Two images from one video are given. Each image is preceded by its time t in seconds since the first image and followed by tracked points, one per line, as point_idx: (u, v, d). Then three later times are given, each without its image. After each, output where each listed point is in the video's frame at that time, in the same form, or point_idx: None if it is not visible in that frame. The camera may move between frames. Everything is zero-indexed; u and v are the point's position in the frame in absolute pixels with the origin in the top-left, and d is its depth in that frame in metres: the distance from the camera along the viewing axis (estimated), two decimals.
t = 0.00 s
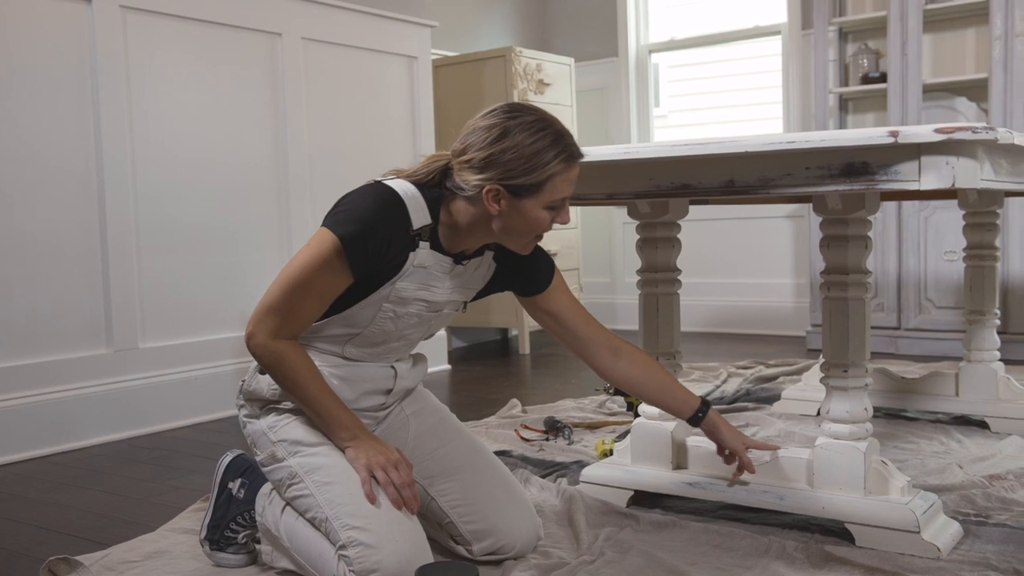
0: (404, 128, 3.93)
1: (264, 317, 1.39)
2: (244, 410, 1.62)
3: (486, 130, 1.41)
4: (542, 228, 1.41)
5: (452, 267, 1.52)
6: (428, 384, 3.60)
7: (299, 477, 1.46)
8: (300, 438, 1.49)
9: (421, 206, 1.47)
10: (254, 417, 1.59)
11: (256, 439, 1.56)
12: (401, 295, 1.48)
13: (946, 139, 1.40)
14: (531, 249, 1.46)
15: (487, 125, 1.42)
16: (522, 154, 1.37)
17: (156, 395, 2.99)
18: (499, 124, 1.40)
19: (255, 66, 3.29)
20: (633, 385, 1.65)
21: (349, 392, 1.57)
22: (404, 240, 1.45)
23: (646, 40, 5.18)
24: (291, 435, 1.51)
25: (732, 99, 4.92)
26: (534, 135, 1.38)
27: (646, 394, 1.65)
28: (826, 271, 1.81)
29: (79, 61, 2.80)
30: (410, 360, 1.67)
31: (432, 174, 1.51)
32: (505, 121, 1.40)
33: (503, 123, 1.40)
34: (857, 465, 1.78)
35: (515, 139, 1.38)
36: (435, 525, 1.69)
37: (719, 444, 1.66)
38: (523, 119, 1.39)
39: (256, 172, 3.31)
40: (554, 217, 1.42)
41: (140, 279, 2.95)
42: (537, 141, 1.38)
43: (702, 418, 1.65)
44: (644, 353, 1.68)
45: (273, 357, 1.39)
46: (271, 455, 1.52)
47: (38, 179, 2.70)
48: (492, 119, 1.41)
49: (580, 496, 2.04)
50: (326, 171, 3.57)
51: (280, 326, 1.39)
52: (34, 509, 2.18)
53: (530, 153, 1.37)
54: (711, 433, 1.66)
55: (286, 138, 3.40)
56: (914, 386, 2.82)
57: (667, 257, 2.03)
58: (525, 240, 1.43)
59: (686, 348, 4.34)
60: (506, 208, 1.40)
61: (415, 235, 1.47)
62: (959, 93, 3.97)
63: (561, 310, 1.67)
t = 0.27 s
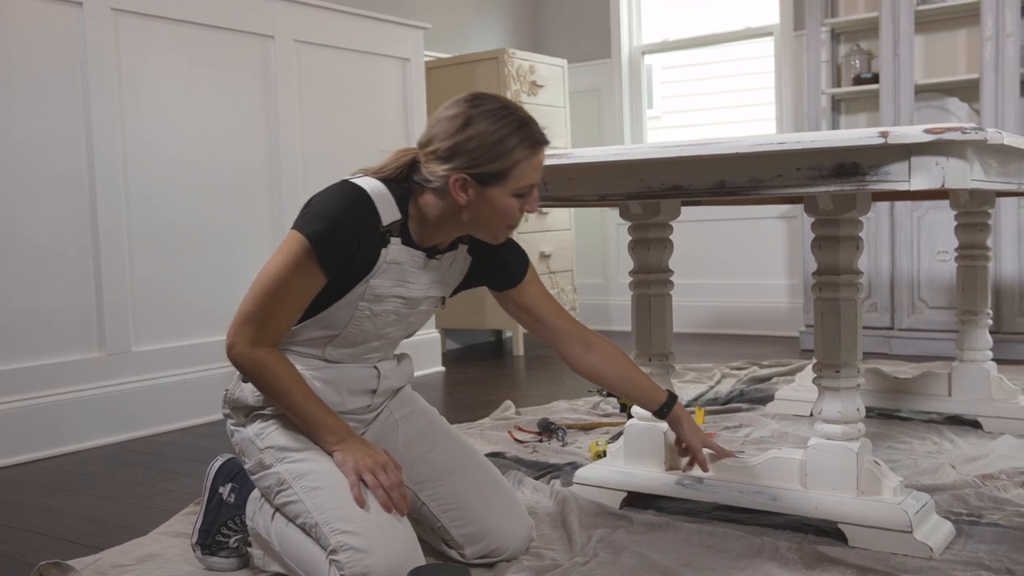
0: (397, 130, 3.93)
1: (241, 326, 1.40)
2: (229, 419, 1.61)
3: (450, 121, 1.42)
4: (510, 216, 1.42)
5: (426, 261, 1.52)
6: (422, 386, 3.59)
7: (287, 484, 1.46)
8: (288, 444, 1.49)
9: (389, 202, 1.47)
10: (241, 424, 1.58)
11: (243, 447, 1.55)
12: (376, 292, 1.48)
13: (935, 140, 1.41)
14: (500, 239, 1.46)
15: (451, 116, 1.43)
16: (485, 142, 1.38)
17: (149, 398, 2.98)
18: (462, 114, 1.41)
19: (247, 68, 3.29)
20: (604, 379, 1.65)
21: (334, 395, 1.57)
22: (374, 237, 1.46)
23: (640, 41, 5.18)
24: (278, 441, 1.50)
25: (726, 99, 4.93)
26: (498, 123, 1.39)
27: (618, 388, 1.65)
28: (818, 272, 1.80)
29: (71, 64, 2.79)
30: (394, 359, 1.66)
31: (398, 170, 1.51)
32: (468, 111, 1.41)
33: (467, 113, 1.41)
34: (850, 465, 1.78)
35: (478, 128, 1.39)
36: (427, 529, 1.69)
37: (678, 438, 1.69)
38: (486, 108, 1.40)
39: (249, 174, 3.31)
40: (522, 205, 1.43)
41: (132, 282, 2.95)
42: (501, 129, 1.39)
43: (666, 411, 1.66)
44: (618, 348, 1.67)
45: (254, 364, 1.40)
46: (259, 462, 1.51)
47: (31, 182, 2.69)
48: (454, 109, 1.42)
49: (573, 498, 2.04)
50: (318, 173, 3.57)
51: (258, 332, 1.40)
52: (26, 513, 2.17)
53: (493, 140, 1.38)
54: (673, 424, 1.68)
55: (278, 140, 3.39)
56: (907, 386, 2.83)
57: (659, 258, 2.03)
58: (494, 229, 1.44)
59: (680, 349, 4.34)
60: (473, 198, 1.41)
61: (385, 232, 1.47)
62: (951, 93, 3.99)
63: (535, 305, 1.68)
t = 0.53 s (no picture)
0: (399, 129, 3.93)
1: (228, 330, 1.42)
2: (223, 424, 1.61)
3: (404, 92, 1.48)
4: (455, 179, 1.41)
5: (402, 248, 1.54)
6: (423, 385, 3.59)
7: (283, 486, 1.46)
8: (281, 446, 1.49)
9: (358, 191, 1.49)
10: (234, 428, 1.58)
11: (238, 450, 1.55)
12: (355, 281, 1.50)
13: (935, 138, 1.40)
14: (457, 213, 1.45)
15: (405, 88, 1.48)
16: (425, 103, 1.42)
17: (151, 398, 2.98)
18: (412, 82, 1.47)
19: (247, 68, 3.29)
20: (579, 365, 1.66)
21: (324, 393, 1.57)
22: (346, 225, 1.47)
23: (641, 40, 5.17)
24: (272, 443, 1.50)
25: (727, 98, 4.92)
26: (441, 86, 1.43)
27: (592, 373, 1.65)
28: (818, 270, 1.80)
29: (71, 65, 2.79)
30: (384, 355, 1.66)
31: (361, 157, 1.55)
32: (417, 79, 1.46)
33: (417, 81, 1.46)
34: (851, 464, 1.78)
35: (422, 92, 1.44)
36: (427, 530, 1.69)
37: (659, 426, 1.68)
38: (434, 75, 1.45)
39: (249, 174, 3.31)
40: (471, 169, 1.42)
41: (133, 282, 2.95)
42: (443, 91, 1.42)
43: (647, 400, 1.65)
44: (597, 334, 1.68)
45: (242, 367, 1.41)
46: (254, 465, 1.51)
47: (32, 182, 2.69)
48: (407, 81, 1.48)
49: (573, 497, 2.04)
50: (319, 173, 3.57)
51: (243, 334, 1.41)
52: (27, 513, 2.18)
53: (433, 100, 1.42)
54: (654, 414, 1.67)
55: (279, 140, 3.40)
56: (909, 385, 2.82)
57: (660, 256, 2.03)
58: (446, 197, 1.43)
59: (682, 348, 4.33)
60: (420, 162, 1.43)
61: (357, 220, 1.48)
62: (952, 92, 3.98)
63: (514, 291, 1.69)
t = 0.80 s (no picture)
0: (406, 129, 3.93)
1: (226, 331, 1.41)
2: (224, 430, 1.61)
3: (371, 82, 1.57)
4: (403, 150, 1.44)
5: (391, 241, 1.55)
6: (430, 386, 3.59)
7: (284, 490, 1.46)
8: (282, 449, 1.49)
9: (345, 183, 1.50)
10: (234, 433, 1.58)
11: (239, 456, 1.55)
12: (345, 274, 1.50)
13: (941, 137, 1.40)
14: (416, 187, 1.45)
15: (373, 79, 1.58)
16: (378, 84, 1.50)
17: (158, 398, 2.99)
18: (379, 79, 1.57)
19: (254, 68, 3.29)
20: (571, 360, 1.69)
21: (321, 393, 1.57)
22: (334, 218, 1.48)
23: (648, 40, 5.16)
24: (273, 447, 1.50)
25: (735, 97, 4.91)
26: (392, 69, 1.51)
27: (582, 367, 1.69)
28: (824, 270, 1.78)
29: (78, 66, 2.80)
30: (381, 355, 1.66)
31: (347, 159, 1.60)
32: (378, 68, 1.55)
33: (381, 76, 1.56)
34: (857, 464, 1.77)
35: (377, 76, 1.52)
36: (431, 532, 1.69)
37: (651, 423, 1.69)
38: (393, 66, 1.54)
39: (256, 175, 3.31)
40: (418, 139, 1.45)
41: (140, 282, 2.95)
42: (391, 71, 1.50)
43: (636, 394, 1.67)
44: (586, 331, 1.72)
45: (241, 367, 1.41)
46: (255, 470, 1.51)
47: (39, 183, 2.70)
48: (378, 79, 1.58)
49: (579, 497, 2.03)
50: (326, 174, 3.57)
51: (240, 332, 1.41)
52: (33, 514, 2.18)
53: (382, 81, 1.50)
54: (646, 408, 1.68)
55: (285, 141, 3.40)
56: (917, 385, 2.80)
57: (665, 256, 2.02)
58: (401, 172, 1.45)
59: (689, 348, 4.32)
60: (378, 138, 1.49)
61: (345, 213, 1.49)
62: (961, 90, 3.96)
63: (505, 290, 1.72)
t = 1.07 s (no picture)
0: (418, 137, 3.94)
1: (243, 335, 1.41)
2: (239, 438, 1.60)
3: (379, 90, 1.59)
4: (402, 148, 1.45)
5: (404, 246, 1.54)
6: (444, 393, 3.59)
7: (300, 498, 1.45)
8: (299, 457, 1.48)
9: (359, 191, 1.50)
10: (250, 440, 1.57)
11: (255, 463, 1.54)
12: (361, 280, 1.50)
13: (957, 140, 1.38)
14: (417, 185, 1.45)
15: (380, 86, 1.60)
16: (378, 88, 1.52)
17: (173, 407, 3.00)
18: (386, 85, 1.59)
19: (267, 78, 3.31)
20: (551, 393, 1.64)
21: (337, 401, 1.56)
22: (349, 225, 1.48)
23: (660, 45, 5.15)
24: (289, 455, 1.49)
25: (748, 102, 4.89)
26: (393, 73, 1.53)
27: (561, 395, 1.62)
28: (839, 276, 1.77)
29: (93, 77, 2.82)
30: (396, 363, 1.66)
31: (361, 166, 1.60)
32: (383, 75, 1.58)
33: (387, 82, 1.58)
34: (874, 472, 1.75)
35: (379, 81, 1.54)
36: (444, 540, 1.68)
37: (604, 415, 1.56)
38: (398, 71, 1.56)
39: (269, 184, 3.32)
40: (416, 136, 1.45)
41: (155, 292, 2.97)
42: (389, 75, 1.51)
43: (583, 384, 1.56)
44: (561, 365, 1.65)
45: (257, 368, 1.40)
46: (270, 477, 1.50)
47: (54, 195, 2.72)
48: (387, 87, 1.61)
49: (593, 506, 2.02)
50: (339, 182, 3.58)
51: (257, 336, 1.40)
52: (49, 523, 2.19)
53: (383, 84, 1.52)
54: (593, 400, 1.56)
55: (299, 150, 3.41)
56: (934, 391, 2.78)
57: (679, 262, 2.01)
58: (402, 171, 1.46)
59: (704, 354, 4.30)
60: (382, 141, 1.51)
61: (360, 219, 1.50)
62: (978, 93, 3.93)
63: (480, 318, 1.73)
